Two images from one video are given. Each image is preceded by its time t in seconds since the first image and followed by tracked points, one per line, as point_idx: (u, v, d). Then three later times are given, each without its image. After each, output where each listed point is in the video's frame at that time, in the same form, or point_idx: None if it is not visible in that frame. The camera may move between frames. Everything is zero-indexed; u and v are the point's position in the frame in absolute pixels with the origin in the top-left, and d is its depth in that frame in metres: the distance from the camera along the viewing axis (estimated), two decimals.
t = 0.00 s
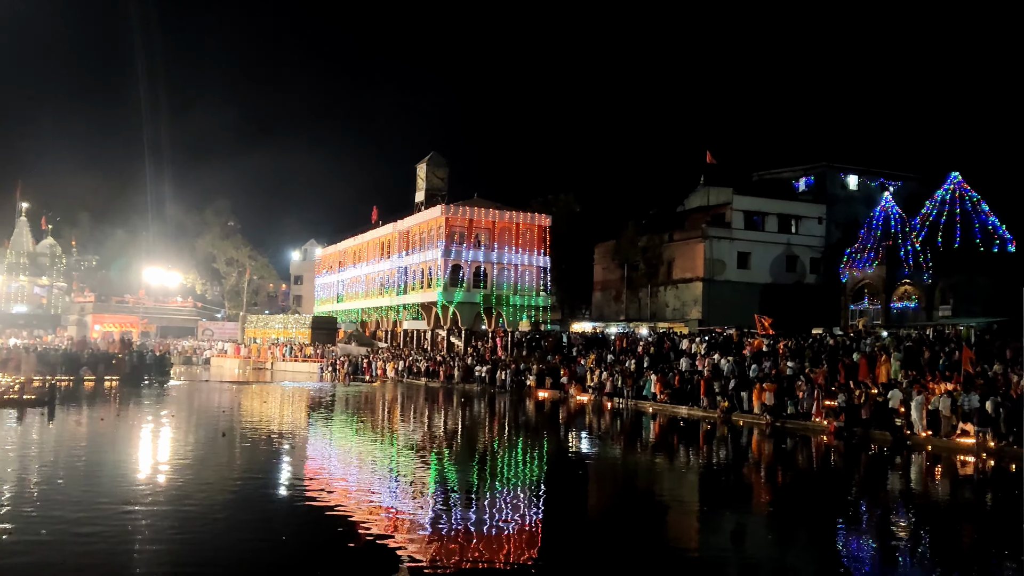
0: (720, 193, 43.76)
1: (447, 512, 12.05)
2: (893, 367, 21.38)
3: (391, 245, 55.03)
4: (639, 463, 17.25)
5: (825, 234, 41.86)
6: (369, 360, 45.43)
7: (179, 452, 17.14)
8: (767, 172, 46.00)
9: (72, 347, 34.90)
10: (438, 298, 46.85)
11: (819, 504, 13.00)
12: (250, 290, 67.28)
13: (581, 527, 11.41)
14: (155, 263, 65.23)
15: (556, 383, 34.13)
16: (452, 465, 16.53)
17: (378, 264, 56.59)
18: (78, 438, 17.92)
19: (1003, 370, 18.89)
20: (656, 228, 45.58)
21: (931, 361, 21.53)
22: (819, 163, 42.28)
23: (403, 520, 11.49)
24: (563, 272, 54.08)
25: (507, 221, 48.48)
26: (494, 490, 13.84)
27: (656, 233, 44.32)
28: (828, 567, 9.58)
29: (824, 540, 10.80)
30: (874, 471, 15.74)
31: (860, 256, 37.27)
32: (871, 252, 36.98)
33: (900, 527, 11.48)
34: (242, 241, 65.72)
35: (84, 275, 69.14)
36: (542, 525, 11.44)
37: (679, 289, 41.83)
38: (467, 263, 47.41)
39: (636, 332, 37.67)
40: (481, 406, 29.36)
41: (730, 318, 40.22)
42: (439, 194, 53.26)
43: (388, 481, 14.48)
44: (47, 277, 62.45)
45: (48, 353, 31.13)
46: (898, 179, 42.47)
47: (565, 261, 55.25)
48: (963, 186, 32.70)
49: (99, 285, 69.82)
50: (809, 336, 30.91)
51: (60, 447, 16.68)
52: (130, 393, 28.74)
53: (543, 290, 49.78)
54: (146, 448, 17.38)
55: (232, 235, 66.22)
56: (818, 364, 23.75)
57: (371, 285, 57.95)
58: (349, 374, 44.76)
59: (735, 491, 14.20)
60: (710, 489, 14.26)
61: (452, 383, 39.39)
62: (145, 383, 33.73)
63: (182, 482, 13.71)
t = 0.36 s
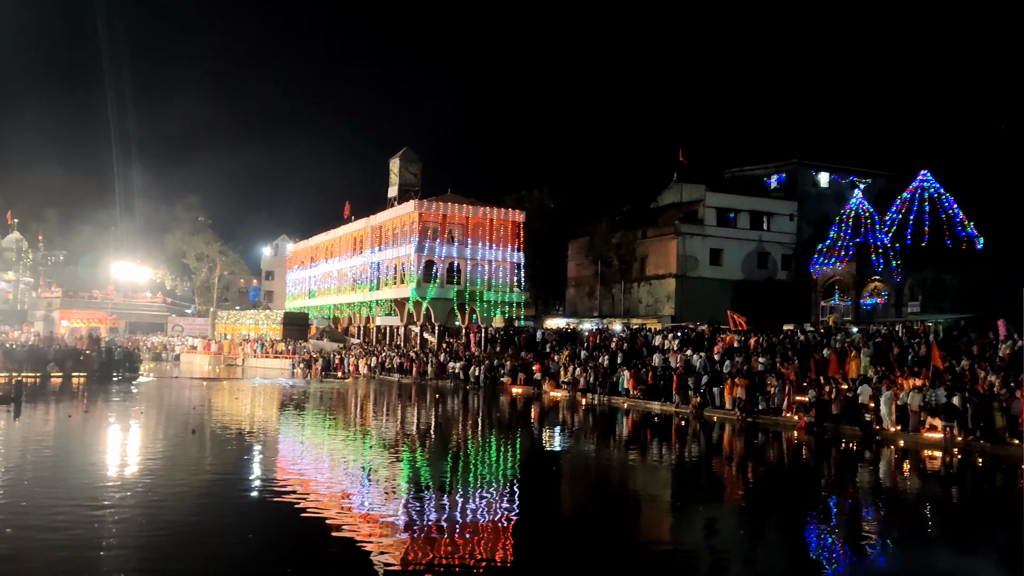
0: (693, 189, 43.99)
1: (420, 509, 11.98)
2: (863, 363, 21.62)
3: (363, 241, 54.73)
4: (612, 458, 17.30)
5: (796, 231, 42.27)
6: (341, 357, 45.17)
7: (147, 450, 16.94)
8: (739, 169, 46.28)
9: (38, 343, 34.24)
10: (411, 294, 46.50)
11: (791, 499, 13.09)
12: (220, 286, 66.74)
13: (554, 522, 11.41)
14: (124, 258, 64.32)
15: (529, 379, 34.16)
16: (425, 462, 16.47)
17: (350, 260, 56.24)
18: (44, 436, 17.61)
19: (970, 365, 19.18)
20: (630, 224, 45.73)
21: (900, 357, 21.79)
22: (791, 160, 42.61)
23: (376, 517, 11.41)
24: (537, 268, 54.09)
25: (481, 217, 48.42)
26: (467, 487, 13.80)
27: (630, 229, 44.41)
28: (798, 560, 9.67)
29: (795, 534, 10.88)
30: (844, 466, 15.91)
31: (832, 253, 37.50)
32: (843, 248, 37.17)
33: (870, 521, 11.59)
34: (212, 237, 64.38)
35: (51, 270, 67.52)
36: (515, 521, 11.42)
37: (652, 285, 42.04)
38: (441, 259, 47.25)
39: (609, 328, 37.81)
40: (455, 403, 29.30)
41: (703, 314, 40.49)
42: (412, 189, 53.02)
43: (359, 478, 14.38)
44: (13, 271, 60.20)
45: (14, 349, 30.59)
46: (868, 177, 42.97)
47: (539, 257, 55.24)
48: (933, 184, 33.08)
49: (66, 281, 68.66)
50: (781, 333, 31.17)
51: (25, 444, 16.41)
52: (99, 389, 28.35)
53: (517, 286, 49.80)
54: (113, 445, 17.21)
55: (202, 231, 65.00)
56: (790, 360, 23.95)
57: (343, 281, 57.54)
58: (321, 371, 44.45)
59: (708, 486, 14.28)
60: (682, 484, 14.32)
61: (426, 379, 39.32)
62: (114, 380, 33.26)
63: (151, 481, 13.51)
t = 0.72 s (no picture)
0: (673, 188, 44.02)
1: (402, 509, 12.00)
2: (842, 361, 21.85)
3: (345, 240, 54.53)
4: (594, 457, 17.40)
5: (776, 230, 42.49)
6: (322, 356, 45.03)
7: (129, 450, 16.93)
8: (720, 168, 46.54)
9: (15, 344, 33.88)
10: (393, 293, 46.53)
11: (771, 497, 13.18)
12: (200, 286, 66.96)
13: (535, 521, 11.48)
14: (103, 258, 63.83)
15: (511, 378, 34.23)
16: (407, 461, 16.50)
17: (332, 259, 56.03)
18: (23, 437, 17.51)
19: (948, 363, 19.43)
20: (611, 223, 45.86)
21: (879, 355, 22.05)
22: (771, 160, 42.93)
23: (358, 517, 11.43)
24: (519, 267, 54.15)
25: (462, 216, 48.39)
26: (449, 486, 13.85)
27: (611, 229, 44.54)
28: (779, 558, 9.73)
29: (773, 531, 10.99)
30: (824, 463, 16.09)
31: (812, 252, 37.60)
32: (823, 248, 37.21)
33: (849, 518, 11.69)
34: (192, 237, 64.68)
35: (28, 270, 66.90)
36: (496, 520, 11.48)
37: (633, 284, 42.22)
38: (423, 258, 47.19)
39: (591, 327, 37.98)
40: (437, 402, 29.32)
41: (684, 313, 40.71)
42: (394, 189, 52.90)
43: (342, 478, 14.39)
44: None
45: None
46: (847, 176, 43.36)
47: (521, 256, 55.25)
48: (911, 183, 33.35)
49: (45, 281, 67.95)
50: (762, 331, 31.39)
51: (5, 446, 16.34)
52: (78, 390, 28.16)
53: (498, 285, 49.84)
54: (94, 445, 17.28)
55: (182, 230, 65.27)
56: (770, 359, 24.15)
57: (325, 280, 57.32)
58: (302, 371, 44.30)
59: (689, 484, 14.38)
60: (664, 483, 14.42)
61: (408, 379, 39.30)
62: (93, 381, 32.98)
63: (130, 483, 13.45)
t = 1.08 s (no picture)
0: (674, 186, 43.12)
1: (405, 506, 12.03)
2: (844, 357, 21.81)
3: (346, 239, 54.52)
4: (597, 454, 17.40)
5: (778, 227, 42.46)
6: (325, 355, 45.08)
7: (131, 449, 16.98)
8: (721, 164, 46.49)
9: (18, 343, 33.87)
10: (395, 292, 46.63)
11: (774, 494, 13.14)
12: (202, 284, 67.31)
13: (539, 518, 11.50)
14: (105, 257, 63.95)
15: (513, 375, 34.23)
16: (410, 459, 16.50)
17: (333, 257, 56.05)
18: (26, 436, 17.55)
19: (950, 359, 19.40)
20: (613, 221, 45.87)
21: (881, 352, 22.01)
22: (772, 157, 42.85)
23: (362, 514, 11.46)
24: (521, 265, 54.09)
25: (464, 214, 48.36)
26: (452, 484, 13.86)
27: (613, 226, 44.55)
28: (784, 556, 9.66)
29: (777, 528, 11.00)
30: (827, 460, 16.08)
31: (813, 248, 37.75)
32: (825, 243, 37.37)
33: (853, 515, 11.67)
34: (194, 236, 65.07)
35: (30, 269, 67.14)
36: (499, 517, 11.49)
37: (635, 281, 42.20)
38: (424, 256, 47.20)
39: (593, 325, 37.99)
40: (439, 400, 29.32)
41: (685, 310, 40.70)
42: (395, 187, 52.87)
43: (344, 476, 14.40)
44: None
45: None
46: (849, 173, 43.31)
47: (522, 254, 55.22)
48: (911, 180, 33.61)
49: (47, 279, 68.02)
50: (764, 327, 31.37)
51: (8, 444, 16.42)
52: (80, 389, 28.18)
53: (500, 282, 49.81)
54: (97, 443, 17.36)
55: (184, 229, 65.46)
56: (772, 356, 24.13)
57: (326, 279, 57.34)
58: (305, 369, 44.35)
59: (691, 480, 14.39)
60: (667, 480, 14.43)
61: (410, 377, 39.32)
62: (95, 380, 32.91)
63: (133, 481, 13.46)
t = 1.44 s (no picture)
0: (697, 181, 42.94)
1: (428, 501, 12.16)
2: (868, 352, 21.62)
3: (368, 236, 54.79)
4: (619, 450, 17.40)
5: (802, 222, 42.18)
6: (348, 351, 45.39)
7: (158, 444, 17.22)
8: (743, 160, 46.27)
9: (47, 341, 34.40)
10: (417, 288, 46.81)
11: (798, 492, 13.05)
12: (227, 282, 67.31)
13: (560, 514, 11.59)
14: (131, 255, 64.76)
15: (534, 372, 34.25)
16: (432, 455, 16.60)
17: (356, 255, 56.37)
18: (55, 432, 17.83)
19: (975, 355, 19.19)
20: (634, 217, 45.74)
21: (905, 347, 21.80)
22: (795, 152, 42.66)
23: (385, 509, 11.60)
24: (542, 261, 54.12)
25: (485, 211, 48.42)
26: (475, 479, 13.97)
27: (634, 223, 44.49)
28: (810, 555, 9.57)
29: (798, 524, 11.02)
30: (850, 456, 16.01)
31: (837, 243, 37.69)
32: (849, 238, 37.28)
33: (877, 513, 11.58)
34: (219, 234, 65.58)
35: (58, 267, 68.32)
36: (521, 512, 11.59)
37: (657, 277, 42.08)
38: (445, 253, 47.33)
39: (614, 321, 37.94)
40: (461, 396, 29.41)
41: (708, 306, 40.53)
42: (417, 184, 53.09)
43: (368, 471, 14.55)
44: (20, 270, 61.81)
45: (23, 346, 30.92)
46: (872, 168, 42.96)
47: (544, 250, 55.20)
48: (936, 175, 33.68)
49: (75, 277, 68.91)
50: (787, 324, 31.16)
51: (37, 440, 16.71)
52: (107, 385, 28.57)
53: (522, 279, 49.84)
54: (123, 439, 17.61)
55: (209, 227, 65.67)
56: (795, 352, 23.97)
57: (349, 276, 57.63)
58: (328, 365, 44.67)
59: (713, 477, 14.40)
60: (689, 476, 14.44)
61: (431, 373, 39.49)
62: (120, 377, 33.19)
63: (161, 476, 13.68)
